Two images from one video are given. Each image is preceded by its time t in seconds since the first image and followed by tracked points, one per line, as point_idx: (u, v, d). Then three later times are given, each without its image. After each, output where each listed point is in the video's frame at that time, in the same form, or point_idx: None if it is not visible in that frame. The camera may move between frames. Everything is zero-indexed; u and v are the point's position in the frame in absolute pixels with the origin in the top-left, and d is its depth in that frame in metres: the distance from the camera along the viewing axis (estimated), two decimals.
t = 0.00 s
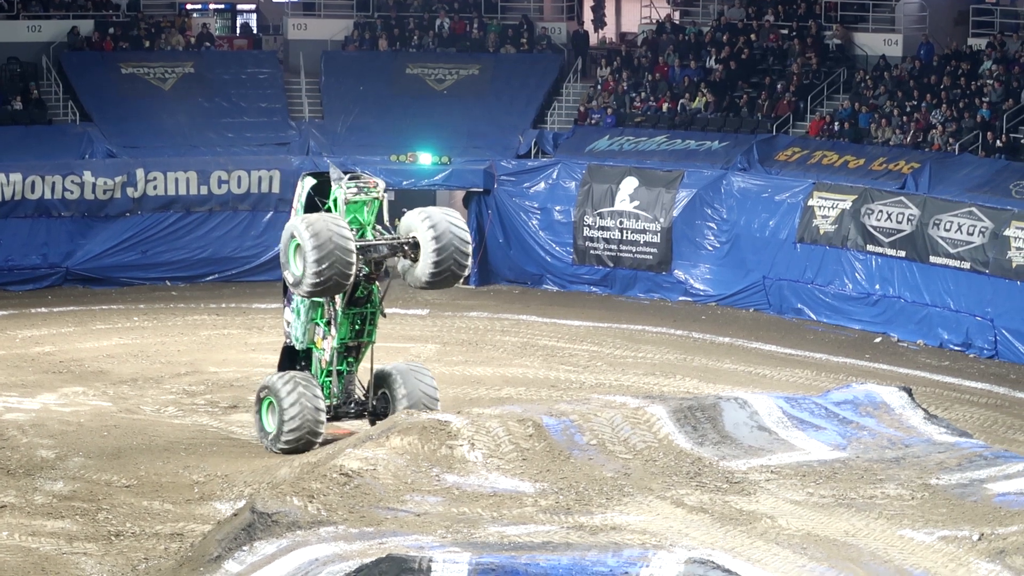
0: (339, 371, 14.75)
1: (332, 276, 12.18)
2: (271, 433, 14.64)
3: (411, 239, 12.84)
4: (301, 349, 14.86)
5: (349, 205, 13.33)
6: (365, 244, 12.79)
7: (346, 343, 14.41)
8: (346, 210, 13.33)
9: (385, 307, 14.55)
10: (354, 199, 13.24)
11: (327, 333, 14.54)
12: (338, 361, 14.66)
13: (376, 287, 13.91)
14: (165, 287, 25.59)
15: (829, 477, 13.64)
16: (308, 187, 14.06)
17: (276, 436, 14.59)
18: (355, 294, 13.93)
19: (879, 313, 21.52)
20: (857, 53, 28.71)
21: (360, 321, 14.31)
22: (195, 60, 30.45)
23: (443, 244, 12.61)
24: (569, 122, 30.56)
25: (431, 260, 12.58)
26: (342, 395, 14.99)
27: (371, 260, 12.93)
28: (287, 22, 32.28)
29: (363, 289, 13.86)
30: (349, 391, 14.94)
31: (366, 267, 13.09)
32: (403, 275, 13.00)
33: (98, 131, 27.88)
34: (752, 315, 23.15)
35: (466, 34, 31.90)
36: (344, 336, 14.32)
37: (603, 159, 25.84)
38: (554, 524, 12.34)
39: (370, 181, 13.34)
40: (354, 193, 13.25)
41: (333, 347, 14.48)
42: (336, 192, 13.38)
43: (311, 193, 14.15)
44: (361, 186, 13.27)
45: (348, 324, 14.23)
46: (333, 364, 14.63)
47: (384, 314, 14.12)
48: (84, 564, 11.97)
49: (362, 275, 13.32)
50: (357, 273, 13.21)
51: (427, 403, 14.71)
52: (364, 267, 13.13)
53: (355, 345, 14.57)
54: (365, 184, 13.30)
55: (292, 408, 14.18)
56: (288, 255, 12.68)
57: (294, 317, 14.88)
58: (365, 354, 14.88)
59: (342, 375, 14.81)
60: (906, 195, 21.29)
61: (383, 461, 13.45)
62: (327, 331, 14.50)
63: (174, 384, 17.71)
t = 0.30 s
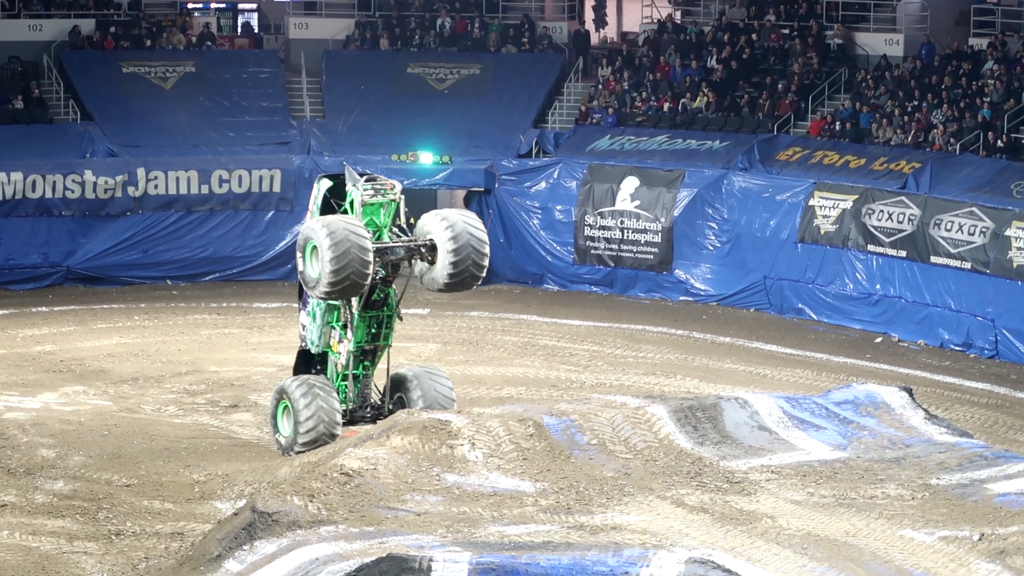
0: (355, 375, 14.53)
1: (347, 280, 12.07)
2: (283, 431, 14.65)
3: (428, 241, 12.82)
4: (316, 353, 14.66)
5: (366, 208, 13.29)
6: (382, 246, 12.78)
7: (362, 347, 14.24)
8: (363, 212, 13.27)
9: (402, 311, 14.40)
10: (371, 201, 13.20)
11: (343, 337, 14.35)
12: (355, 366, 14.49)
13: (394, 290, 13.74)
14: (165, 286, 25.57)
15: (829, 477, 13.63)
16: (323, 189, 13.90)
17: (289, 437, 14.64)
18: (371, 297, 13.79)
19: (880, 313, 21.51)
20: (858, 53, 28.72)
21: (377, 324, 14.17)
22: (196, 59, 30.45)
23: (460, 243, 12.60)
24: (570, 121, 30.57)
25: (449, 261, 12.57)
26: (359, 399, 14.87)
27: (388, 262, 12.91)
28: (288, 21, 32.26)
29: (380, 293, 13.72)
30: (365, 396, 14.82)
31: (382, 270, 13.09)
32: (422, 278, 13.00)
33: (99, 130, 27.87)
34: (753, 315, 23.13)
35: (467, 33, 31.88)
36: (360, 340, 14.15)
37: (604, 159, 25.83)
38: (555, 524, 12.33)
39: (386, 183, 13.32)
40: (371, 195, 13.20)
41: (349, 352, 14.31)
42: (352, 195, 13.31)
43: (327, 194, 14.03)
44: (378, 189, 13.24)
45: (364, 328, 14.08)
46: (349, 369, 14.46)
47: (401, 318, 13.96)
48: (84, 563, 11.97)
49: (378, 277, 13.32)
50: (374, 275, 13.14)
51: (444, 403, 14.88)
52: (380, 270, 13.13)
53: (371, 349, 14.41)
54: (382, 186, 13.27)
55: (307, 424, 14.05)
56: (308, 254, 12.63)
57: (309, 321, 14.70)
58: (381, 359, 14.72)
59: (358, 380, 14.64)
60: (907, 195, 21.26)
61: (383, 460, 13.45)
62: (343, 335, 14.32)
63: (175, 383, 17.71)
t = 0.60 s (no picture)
0: (370, 375, 14.62)
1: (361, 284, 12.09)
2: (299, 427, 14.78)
3: (445, 243, 12.79)
4: (332, 352, 14.66)
5: (383, 208, 13.28)
6: (399, 248, 12.77)
7: (378, 347, 14.30)
8: (380, 213, 13.25)
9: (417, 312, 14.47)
10: (388, 201, 13.20)
11: (359, 337, 14.37)
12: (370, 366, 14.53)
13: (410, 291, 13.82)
14: (167, 284, 25.57)
15: (830, 474, 13.63)
16: (341, 190, 13.89)
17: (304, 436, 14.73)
18: (388, 297, 13.85)
19: (881, 311, 21.52)
20: (860, 50, 28.72)
21: (392, 326, 14.22)
22: (197, 57, 30.44)
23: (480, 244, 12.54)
24: (571, 119, 30.61)
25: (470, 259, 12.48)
26: (375, 400, 14.93)
27: (405, 264, 12.91)
28: (289, 19, 32.26)
29: (396, 293, 13.78)
30: (381, 397, 14.86)
31: (399, 272, 13.06)
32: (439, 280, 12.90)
33: (101, 129, 27.87)
34: (755, 313, 23.14)
35: (469, 31, 31.88)
36: (376, 340, 14.19)
37: (605, 157, 25.75)
38: (556, 522, 12.34)
39: (403, 183, 13.30)
40: (388, 195, 13.19)
41: (364, 352, 14.33)
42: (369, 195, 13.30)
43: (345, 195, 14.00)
44: (395, 189, 13.21)
45: (381, 328, 14.13)
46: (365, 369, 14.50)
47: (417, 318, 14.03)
48: (86, 561, 11.98)
49: (395, 279, 13.31)
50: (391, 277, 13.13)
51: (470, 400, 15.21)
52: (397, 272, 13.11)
53: (387, 349, 14.47)
54: (399, 186, 13.24)
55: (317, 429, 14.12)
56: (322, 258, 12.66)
57: (325, 320, 14.72)
58: (396, 358, 14.80)
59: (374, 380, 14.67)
60: (908, 192, 21.24)
61: (385, 458, 13.47)
62: (359, 335, 14.33)
63: (177, 381, 17.71)
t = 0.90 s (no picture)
0: (393, 372, 14.73)
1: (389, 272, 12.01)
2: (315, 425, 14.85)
3: (466, 232, 12.79)
4: (353, 347, 14.91)
5: (402, 198, 13.36)
6: (420, 238, 12.79)
7: (399, 341, 14.44)
8: (399, 203, 13.35)
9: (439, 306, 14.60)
10: (406, 191, 13.29)
11: (380, 332, 14.55)
12: (393, 361, 14.69)
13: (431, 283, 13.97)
14: (169, 281, 25.55)
15: (832, 470, 13.63)
16: (358, 181, 14.12)
17: (327, 433, 14.82)
18: (408, 290, 14.02)
19: (883, 307, 21.51)
20: (861, 47, 28.70)
21: (414, 320, 14.37)
22: (198, 54, 30.43)
23: (499, 230, 12.54)
24: (572, 116, 30.63)
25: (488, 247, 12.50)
26: (398, 395, 15.04)
27: (425, 254, 12.95)
28: (291, 15, 32.25)
29: (416, 285, 13.96)
30: (404, 391, 15.00)
31: (418, 261, 13.09)
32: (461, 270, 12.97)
33: (102, 126, 27.85)
34: (756, 309, 23.13)
35: (470, 28, 31.87)
36: (398, 334, 14.34)
37: (607, 153, 25.91)
38: (558, 518, 12.33)
39: (422, 173, 13.42)
40: (407, 185, 13.30)
41: (386, 346, 14.50)
42: (387, 186, 13.41)
43: (362, 186, 14.23)
44: (413, 179, 13.33)
45: (402, 322, 14.28)
46: (387, 364, 14.65)
47: (439, 310, 14.17)
48: (88, 557, 11.98)
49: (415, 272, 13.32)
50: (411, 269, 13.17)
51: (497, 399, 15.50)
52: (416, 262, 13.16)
53: (409, 343, 14.61)
54: (417, 176, 13.36)
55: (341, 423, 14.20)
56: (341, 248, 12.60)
57: (346, 316, 14.93)
58: (419, 353, 14.90)
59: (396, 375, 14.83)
60: (910, 189, 21.23)
61: (387, 454, 13.50)
62: (380, 329, 14.52)
63: (178, 377, 17.71)
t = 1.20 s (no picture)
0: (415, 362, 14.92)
1: (408, 254, 12.18)
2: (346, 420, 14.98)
3: (483, 214, 12.94)
4: (374, 340, 15.07)
5: (418, 183, 13.56)
6: (437, 220, 12.89)
7: (420, 329, 14.65)
8: (415, 188, 13.57)
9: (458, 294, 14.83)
10: (422, 176, 13.51)
11: (400, 321, 14.77)
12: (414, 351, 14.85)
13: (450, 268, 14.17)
14: (170, 279, 25.53)
15: (834, 469, 13.63)
16: (374, 168, 14.30)
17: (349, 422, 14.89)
18: (427, 276, 14.24)
19: (885, 305, 21.51)
20: (863, 45, 28.70)
21: (434, 307, 14.57)
22: (200, 52, 30.43)
23: (517, 209, 12.72)
24: (574, 114, 30.67)
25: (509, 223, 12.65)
26: (420, 384, 15.19)
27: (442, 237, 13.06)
28: (292, 13, 32.29)
29: (436, 271, 14.18)
30: (427, 380, 15.17)
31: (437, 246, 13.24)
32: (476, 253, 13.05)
33: (104, 124, 27.86)
34: (758, 307, 23.13)
35: (472, 26, 31.89)
36: (418, 322, 14.55)
37: (609, 151, 25.93)
38: (560, 516, 12.33)
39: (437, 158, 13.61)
40: (422, 170, 13.52)
41: (406, 335, 14.68)
42: (403, 171, 13.59)
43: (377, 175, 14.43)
44: (429, 164, 13.54)
45: (422, 309, 14.48)
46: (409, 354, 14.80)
47: (459, 295, 14.36)
48: (90, 556, 11.98)
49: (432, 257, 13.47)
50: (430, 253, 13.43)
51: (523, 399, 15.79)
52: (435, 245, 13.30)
53: (430, 332, 14.82)
54: (433, 161, 13.56)
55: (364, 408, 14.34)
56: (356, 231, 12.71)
57: (365, 309, 15.15)
58: (440, 343, 15.10)
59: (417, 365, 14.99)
60: (911, 187, 21.24)
61: (388, 453, 13.52)
62: (400, 318, 14.71)
63: (180, 375, 17.71)
